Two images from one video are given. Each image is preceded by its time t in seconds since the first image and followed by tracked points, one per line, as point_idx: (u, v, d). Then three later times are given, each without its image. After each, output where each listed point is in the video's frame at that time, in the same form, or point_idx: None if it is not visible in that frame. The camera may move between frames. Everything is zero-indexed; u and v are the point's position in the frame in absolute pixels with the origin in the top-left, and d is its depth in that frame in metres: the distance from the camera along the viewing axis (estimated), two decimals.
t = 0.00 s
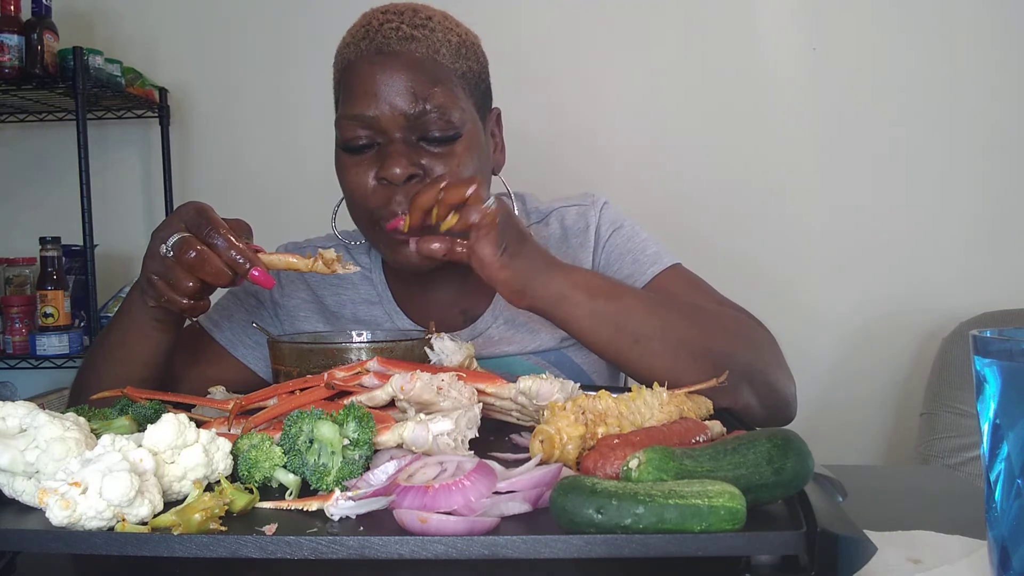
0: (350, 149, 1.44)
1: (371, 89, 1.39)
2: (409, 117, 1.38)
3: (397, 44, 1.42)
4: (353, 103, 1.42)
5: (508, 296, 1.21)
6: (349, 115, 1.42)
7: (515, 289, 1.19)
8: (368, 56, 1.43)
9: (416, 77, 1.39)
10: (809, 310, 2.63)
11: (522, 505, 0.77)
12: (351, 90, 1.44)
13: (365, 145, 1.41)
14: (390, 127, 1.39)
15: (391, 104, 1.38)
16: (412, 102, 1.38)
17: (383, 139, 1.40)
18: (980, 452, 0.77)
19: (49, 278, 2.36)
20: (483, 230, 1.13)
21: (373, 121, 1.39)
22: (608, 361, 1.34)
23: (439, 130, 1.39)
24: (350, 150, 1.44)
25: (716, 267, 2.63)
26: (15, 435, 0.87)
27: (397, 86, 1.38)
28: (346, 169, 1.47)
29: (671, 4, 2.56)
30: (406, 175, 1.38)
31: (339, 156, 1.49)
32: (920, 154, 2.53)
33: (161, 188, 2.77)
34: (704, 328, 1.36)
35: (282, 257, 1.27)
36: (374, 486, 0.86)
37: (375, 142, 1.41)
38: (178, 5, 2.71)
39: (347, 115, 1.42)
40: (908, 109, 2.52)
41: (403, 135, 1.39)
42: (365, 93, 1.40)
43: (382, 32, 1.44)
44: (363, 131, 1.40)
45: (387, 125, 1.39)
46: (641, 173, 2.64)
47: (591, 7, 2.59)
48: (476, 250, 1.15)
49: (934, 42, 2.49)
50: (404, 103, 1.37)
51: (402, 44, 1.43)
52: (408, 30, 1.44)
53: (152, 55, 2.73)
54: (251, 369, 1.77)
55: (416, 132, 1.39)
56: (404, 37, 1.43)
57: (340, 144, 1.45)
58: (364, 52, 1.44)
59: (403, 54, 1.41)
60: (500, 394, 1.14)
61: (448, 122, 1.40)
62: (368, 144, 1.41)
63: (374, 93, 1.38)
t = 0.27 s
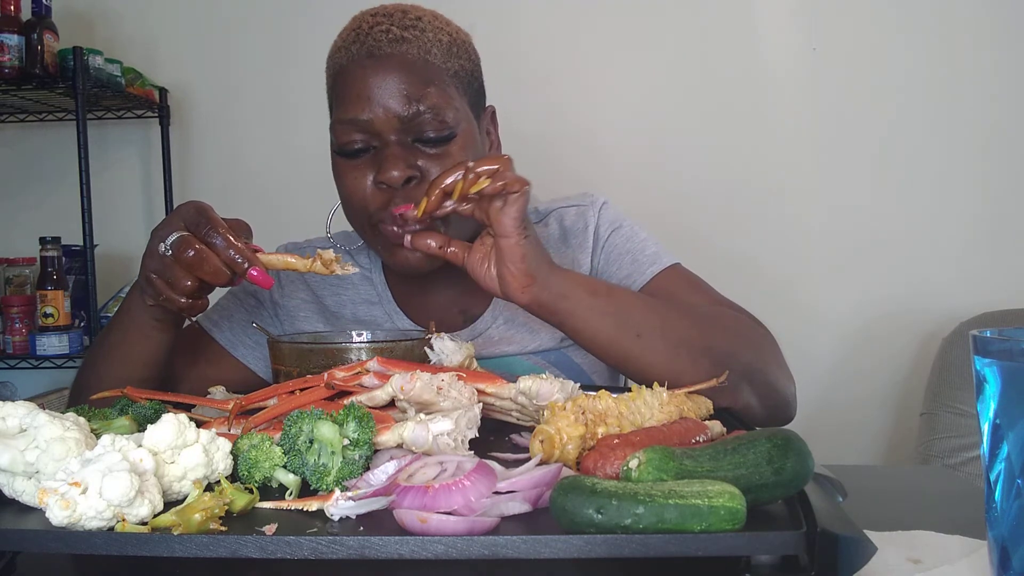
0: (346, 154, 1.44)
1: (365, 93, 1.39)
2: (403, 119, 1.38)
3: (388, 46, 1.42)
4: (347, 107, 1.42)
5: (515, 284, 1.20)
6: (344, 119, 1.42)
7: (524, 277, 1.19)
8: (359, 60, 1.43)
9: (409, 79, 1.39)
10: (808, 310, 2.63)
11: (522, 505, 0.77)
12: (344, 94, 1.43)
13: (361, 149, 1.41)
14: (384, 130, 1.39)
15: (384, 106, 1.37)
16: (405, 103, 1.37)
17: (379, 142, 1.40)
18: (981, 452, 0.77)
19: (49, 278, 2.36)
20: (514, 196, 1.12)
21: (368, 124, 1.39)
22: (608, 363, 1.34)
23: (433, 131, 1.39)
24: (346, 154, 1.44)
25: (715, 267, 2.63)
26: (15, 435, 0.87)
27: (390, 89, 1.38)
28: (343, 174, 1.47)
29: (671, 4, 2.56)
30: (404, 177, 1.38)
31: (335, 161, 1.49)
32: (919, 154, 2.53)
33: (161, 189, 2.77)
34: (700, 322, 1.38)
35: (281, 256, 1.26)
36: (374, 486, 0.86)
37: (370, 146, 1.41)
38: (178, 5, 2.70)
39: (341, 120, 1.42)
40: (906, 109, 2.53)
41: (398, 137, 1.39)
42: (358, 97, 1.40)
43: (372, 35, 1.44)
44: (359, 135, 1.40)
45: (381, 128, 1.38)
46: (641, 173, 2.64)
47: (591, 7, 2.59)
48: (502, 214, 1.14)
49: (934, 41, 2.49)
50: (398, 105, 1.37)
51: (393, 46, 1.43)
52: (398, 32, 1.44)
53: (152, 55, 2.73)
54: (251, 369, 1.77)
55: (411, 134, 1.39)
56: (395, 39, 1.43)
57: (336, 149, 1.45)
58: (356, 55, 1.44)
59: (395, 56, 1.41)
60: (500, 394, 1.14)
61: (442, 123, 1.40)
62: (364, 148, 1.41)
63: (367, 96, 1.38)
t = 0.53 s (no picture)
0: (343, 158, 1.44)
1: (359, 95, 1.38)
2: (399, 120, 1.37)
3: (380, 48, 1.42)
4: (341, 111, 1.41)
5: (519, 278, 1.20)
6: (339, 123, 1.42)
7: (528, 270, 1.20)
8: (352, 63, 1.43)
9: (402, 79, 1.39)
10: (807, 310, 2.63)
11: (522, 505, 0.77)
12: (338, 98, 1.43)
13: (359, 153, 1.41)
14: (380, 132, 1.38)
15: (379, 108, 1.37)
16: (400, 104, 1.37)
17: (375, 144, 1.40)
18: (981, 452, 0.77)
19: (49, 278, 2.36)
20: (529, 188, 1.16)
21: (363, 126, 1.38)
22: (608, 364, 1.33)
23: (430, 131, 1.39)
24: (344, 159, 1.44)
25: (715, 268, 2.63)
26: (15, 435, 0.87)
27: (384, 90, 1.37)
28: (342, 179, 1.47)
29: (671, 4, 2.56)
30: (403, 178, 1.38)
31: (333, 165, 1.49)
32: (918, 154, 2.54)
33: (160, 189, 2.77)
34: (699, 316, 1.38)
35: (281, 256, 1.26)
36: (374, 486, 0.86)
37: (367, 148, 1.41)
38: (177, 5, 2.70)
39: (336, 123, 1.42)
40: (906, 109, 2.52)
41: (394, 138, 1.39)
42: (353, 100, 1.39)
43: (363, 37, 1.44)
44: (355, 138, 1.40)
45: (377, 129, 1.38)
46: (641, 173, 2.64)
47: (590, 7, 2.59)
48: (515, 204, 1.18)
49: (934, 40, 2.49)
50: (393, 106, 1.37)
51: (385, 47, 1.43)
52: (389, 33, 1.44)
53: (152, 55, 2.73)
54: (251, 370, 1.77)
55: (407, 134, 1.39)
56: (386, 39, 1.43)
57: (333, 154, 1.45)
58: (348, 58, 1.44)
59: (387, 57, 1.41)
60: (500, 394, 1.14)
61: (438, 122, 1.40)
62: (361, 151, 1.41)
63: (362, 99, 1.38)
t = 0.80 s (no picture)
0: (344, 158, 1.44)
1: (358, 94, 1.38)
2: (399, 116, 1.38)
3: (378, 46, 1.43)
4: (341, 110, 1.41)
5: (518, 279, 1.20)
6: (339, 122, 1.42)
7: (527, 272, 1.20)
8: (350, 62, 1.43)
9: (401, 76, 1.39)
10: (807, 311, 2.63)
11: (522, 506, 0.77)
12: (337, 97, 1.43)
13: (360, 151, 1.41)
14: (381, 129, 1.38)
15: (379, 105, 1.37)
16: (400, 100, 1.37)
17: (376, 142, 1.40)
18: (980, 452, 0.77)
19: (49, 278, 2.36)
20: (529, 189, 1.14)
21: (364, 124, 1.38)
22: (608, 364, 1.33)
23: (430, 128, 1.39)
24: (345, 158, 1.44)
25: (715, 268, 2.63)
26: (15, 435, 0.87)
27: (383, 87, 1.38)
28: (343, 179, 1.47)
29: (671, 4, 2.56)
30: (405, 176, 1.38)
31: (334, 166, 1.49)
32: (918, 153, 2.54)
33: (160, 189, 2.77)
34: (699, 313, 1.38)
35: (281, 255, 1.26)
36: (374, 486, 0.86)
37: (368, 147, 1.41)
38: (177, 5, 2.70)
39: (337, 122, 1.42)
40: (907, 109, 2.53)
41: (395, 135, 1.39)
42: (352, 98, 1.39)
43: (360, 36, 1.44)
44: (355, 137, 1.40)
45: (378, 127, 1.38)
46: (641, 173, 2.64)
47: (590, 7, 2.59)
48: (514, 205, 1.16)
49: (934, 41, 2.49)
50: (393, 103, 1.37)
51: (383, 45, 1.43)
52: (386, 31, 1.45)
53: (152, 55, 2.73)
54: (251, 370, 1.77)
55: (408, 131, 1.39)
56: (383, 38, 1.44)
57: (333, 154, 1.45)
58: (346, 57, 1.44)
59: (385, 55, 1.41)
60: (500, 394, 1.14)
61: (438, 117, 1.40)
62: (362, 150, 1.41)
63: (361, 97, 1.38)
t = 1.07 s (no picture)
0: (340, 157, 1.44)
1: (351, 94, 1.39)
2: (395, 113, 1.38)
3: (368, 44, 1.43)
4: (335, 111, 1.42)
5: (515, 270, 1.20)
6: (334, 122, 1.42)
7: (525, 264, 1.19)
8: (341, 62, 1.42)
9: (393, 73, 1.40)
10: (806, 311, 2.63)
11: (522, 506, 0.77)
12: (329, 99, 1.43)
13: (357, 150, 1.41)
14: (377, 127, 1.39)
15: (374, 104, 1.38)
16: (394, 97, 1.38)
17: (373, 139, 1.40)
18: (980, 452, 0.77)
19: (49, 278, 2.36)
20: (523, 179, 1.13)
21: (359, 123, 1.39)
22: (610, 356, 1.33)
23: (426, 121, 1.40)
24: (341, 158, 1.44)
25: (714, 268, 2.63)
26: (16, 435, 0.87)
27: (376, 85, 1.38)
28: (339, 179, 1.47)
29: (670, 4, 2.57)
30: (404, 169, 1.39)
31: (329, 167, 1.48)
32: (917, 153, 2.54)
33: (160, 189, 2.77)
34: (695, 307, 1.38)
35: (280, 248, 1.26)
36: (374, 486, 0.86)
37: (364, 145, 1.41)
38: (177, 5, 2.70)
39: (331, 124, 1.42)
40: (906, 109, 2.53)
41: (391, 131, 1.40)
42: (345, 99, 1.40)
43: (349, 36, 1.44)
44: (351, 137, 1.40)
45: (374, 125, 1.39)
46: (640, 173, 2.64)
47: (590, 7, 2.59)
48: (508, 196, 1.14)
49: (934, 41, 2.50)
50: (387, 100, 1.38)
51: (372, 43, 1.43)
52: (374, 31, 1.45)
53: (152, 55, 2.73)
54: (251, 371, 1.77)
55: (404, 127, 1.39)
56: (372, 36, 1.44)
57: (329, 155, 1.44)
58: (336, 57, 1.43)
59: (375, 54, 1.42)
60: (500, 394, 1.14)
61: (432, 111, 1.41)
62: (358, 148, 1.41)
63: (354, 97, 1.38)
